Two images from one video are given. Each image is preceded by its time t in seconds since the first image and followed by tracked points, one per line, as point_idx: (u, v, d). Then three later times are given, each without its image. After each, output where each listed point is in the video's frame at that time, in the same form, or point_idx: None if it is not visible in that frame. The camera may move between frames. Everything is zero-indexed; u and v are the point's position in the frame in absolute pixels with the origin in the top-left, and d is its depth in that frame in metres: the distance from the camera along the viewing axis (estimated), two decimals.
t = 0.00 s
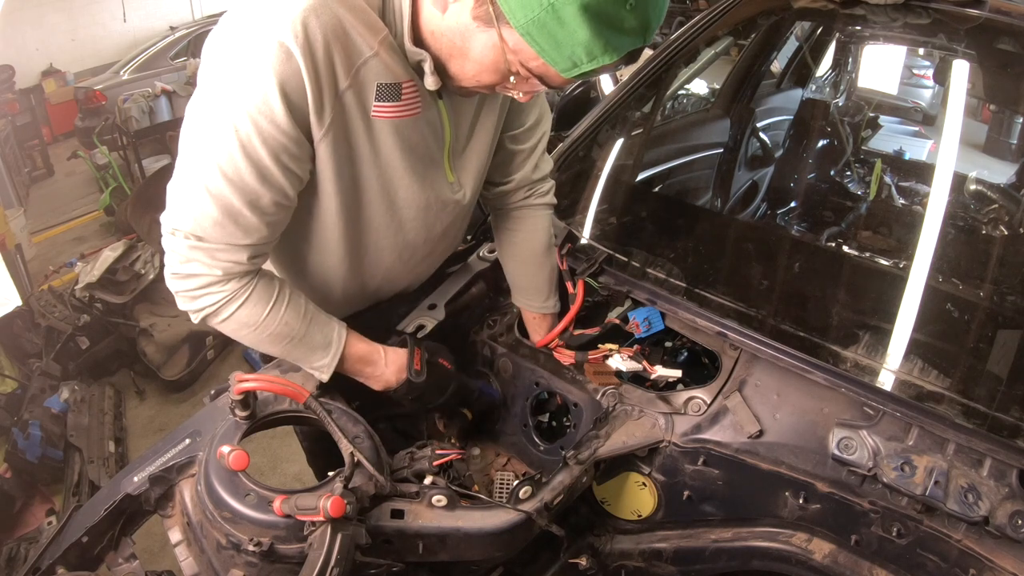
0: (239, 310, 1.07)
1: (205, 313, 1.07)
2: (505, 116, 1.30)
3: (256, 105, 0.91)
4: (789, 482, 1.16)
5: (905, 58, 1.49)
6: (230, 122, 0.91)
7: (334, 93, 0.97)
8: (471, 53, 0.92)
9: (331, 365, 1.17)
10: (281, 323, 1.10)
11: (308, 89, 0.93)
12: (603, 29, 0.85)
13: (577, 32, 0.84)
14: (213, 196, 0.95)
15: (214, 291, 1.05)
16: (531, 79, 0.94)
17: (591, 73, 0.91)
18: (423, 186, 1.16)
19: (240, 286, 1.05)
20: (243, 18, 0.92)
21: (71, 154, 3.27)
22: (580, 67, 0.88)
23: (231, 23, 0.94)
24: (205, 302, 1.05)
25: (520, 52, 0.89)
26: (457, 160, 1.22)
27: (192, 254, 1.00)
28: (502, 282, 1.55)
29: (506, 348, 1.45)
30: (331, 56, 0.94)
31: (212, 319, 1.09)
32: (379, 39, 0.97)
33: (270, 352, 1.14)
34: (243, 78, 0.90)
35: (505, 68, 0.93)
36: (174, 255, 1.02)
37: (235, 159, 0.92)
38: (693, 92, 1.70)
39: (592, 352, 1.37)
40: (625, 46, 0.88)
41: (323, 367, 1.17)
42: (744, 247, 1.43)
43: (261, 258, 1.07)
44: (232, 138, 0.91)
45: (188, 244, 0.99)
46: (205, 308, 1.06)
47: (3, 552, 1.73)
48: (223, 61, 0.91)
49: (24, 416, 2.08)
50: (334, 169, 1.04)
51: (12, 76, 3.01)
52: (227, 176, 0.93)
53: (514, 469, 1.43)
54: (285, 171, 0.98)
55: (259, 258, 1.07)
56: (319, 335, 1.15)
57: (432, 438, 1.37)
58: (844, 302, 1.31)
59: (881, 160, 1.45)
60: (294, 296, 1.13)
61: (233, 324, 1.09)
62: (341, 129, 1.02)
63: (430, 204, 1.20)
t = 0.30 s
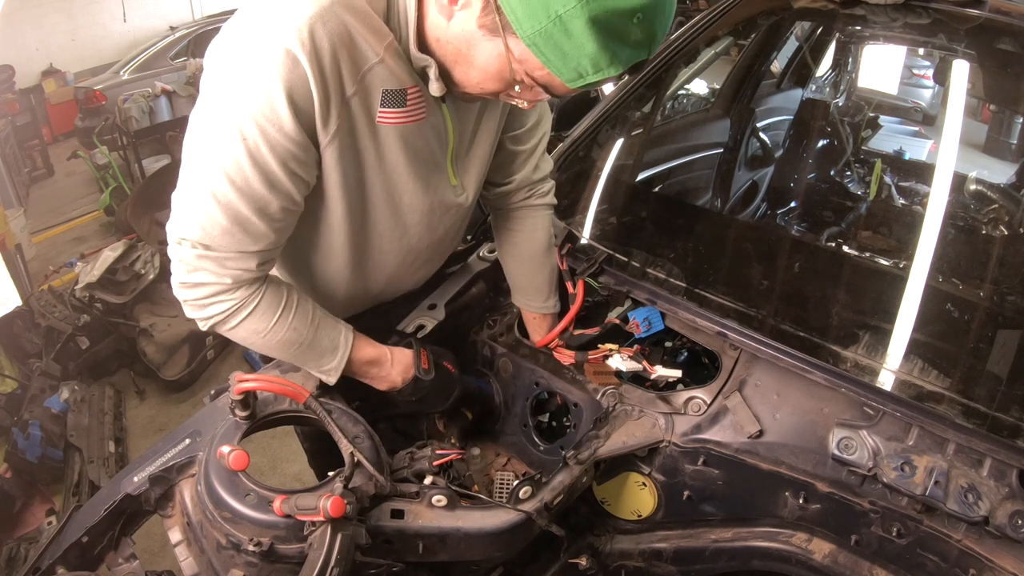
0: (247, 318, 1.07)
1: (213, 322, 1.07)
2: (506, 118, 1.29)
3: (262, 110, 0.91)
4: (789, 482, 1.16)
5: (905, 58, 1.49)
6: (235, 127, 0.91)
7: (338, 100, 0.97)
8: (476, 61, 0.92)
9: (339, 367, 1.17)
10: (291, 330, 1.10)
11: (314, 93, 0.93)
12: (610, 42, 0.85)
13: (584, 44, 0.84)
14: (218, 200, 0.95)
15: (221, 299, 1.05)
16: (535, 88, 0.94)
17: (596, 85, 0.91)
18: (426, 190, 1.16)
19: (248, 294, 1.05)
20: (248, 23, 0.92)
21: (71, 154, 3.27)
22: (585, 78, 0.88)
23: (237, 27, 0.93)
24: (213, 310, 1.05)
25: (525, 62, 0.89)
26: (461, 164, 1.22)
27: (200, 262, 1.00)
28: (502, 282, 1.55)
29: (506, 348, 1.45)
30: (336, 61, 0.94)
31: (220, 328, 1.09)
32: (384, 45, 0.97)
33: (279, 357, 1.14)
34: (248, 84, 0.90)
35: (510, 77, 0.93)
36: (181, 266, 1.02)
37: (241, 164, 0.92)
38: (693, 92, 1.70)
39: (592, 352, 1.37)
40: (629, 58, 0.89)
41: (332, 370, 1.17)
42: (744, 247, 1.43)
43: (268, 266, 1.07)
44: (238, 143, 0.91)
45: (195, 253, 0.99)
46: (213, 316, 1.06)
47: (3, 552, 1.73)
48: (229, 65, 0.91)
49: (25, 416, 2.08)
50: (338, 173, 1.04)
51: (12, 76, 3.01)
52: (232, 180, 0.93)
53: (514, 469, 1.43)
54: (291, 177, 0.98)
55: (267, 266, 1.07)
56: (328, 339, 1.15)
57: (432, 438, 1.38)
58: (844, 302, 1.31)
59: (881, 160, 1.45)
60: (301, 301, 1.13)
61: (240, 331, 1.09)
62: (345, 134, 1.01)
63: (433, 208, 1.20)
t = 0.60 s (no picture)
0: (252, 324, 1.07)
1: (218, 330, 1.08)
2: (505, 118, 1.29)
3: (262, 109, 0.91)
4: (789, 482, 1.16)
5: (905, 58, 1.49)
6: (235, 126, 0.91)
7: (338, 99, 0.97)
8: (474, 64, 0.92)
9: (348, 372, 1.17)
10: (297, 335, 1.10)
11: (314, 92, 0.93)
12: (607, 49, 0.85)
13: (582, 50, 0.84)
14: (220, 200, 0.94)
15: (227, 306, 1.05)
16: (533, 92, 0.94)
17: (593, 90, 0.91)
18: (426, 191, 1.16)
19: (253, 300, 1.05)
20: (247, 21, 0.92)
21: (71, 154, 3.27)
22: (582, 83, 0.88)
23: (237, 26, 0.93)
24: (218, 317, 1.06)
25: (523, 66, 0.89)
26: (462, 165, 1.22)
27: (204, 269, 1.00)
28: (502, 282, 1.55)
29: (506, 348, 1.45)
30: (336, 61, 0.94)
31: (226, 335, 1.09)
32: (384, 45, 0.97)
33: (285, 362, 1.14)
34: (249, 84, 0.90)
35: (508, 81, 0.93)
36: (185, 272, 1.02)
37: (242, 164, 0.92)
38: (693, 92, 1.70)
39: (592, 352, 1.37)
40: (627, 65, 0.88)
41: (341, 375, 1.17)
42: (744, 247, 1.43)
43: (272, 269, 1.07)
44: (239, 142, 0.91)
45: (200, 260, 1.00)
46: (218, 324, 1.06)
47: (3, 552, 1.73)
48: (228, 64, 0.91)
49: (25, 416, 2.08)
50: (338, 173, 1.04)
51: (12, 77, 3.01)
52: (233, 180, 0.93)
53: (514, 469, 1.43)
54: (291, 177, 0.97)
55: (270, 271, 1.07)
56: (335, 344, 1.15)
57: (432, 438, 1.38)
58: (844, 302, 1.31)
59: (881, 160, 1.45)
60: (308, 304, 1.13)
61: (247, 338, 1.09)
62: (345, 134, 1.01)
63: (434, 209, 1.20)
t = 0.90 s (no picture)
0: (270, 333, 1.05)
1: (234, 342, 1.05)
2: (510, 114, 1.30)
3: (279, 94, 0.90)
4: (789, 482, 1.16)
5: (905, 58, 1.49)
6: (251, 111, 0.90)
7: (353, 90, 0.97)
8: (481, 60, 0.92)
9: (362, 375, 1.17)
10: (317, 340, 1.09)
11: (332, 81, 0.93)
12: (613, 46, 0.85)
13: (587, 47, 0.84)
14: (235, 181, 0.92)
15: (245, 315, 1.02)
16: (538, 90, 0.94)
17: (598, 88, 0.91)
18: (434, 186, 1.16)
19: (273, 306, 1.04)
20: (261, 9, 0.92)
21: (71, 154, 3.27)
22: (587, 81, 0.88)
23: (250, 16, 0.93)
24: (234, 328, 1.03)
25: (529, 62, 0.88)
26: (468, 161, 1.22)
27: (223, 275, 0.98)
28: (502, 282, 1.55)
29: (506, 348, 1.45)
30: (352, 52, 0.94)
31: (242, 346, 1.06)
32: (400, 38, 0.98)
33: (301, 372, 1.13)
34: (266, 68, 0.89)
35: (513, 78, 0.93)
36: (199, 280, 0.99)
37: (259, 149, 0.91)
38: (694, 92, 1.70)
39: (592, 352, 1.37)
40: (631, 63, 0.88)
41: (355, 380, 1.17)
42: (744, 246, 1.43)
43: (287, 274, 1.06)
44: (254, 123, 0.90)
45: (219, 264, 0.97)
46: (233, 335, 1.04)
47: (3, 552, 1.73)
48: (242, 51, 0.91)
49: (25, 416, 2.08)
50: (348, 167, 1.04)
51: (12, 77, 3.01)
52: (249, 161, 0.92)
53: (514, 469, 1.42)
54: (306, 168, 0.97)
55: (286, 275, 1.06)
56: (350, 348, 1.15)
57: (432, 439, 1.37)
58: (844, 302, 1.31)
59: (881, 160, 1.45)
60: (318, 308, 1.12)
61: (264, 347, 1.06)
62: (357, 127, 1.02)
63: (440, 204, 1.20)
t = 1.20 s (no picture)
0: (284, 336, 1.05)
1: (246, 347, 1.04)
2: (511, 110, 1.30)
3: (288, 88, 0.90)
4: (789, 482, 1.16)
5: (905, 58, 1.49)
6: (260, 102, 0.89)
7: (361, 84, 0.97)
8: (483, 52, 0.93)
9: (371, 377, 1.17)
10: (329, 343, 1.09)
11: (340, 75, 0.93)
12: (613, 34, 0.85)
13: (588, 35, 0.84)
14: (245, 171, 0.91)
15: (260, 318, 1.01)
16: (540, 80, 0.94)
17: (598, 77, 0.91)
18: (437, 181, 1.16)
19: (287, 308, 1.03)
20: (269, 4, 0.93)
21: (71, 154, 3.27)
22: (588, 69, 0.88)
23: (259, 14, 0.93)
24: (247, 332, 1.01)
25: (531, 53, 0.89)
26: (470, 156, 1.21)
27: (237, 276, 0.96)
28: (502, 282, 1.55)
29: (506, 348, 1.45)
30: (359, 47, 0.94)
31: (255, 351, 1.05)
32: (405, 34, 0.98)
33: (309, 377, 1.12)
34: (275, 60, 0.89)
35: (515, 69, 0.93)
36: (211, 284, 0.97)
37: (267, 139, 0.90)
38: (694, 92, 1.70)
39: (592, 352, 1.37)
40: (631, 52, 0.89)
41: (363, 383, 1.16)
42: (744, 247, 1.43)
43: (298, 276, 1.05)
44: (264, 116, 0.89)
45: (233, 265, 0.95)
46: (246, 340, 1.02)
47: (3, 552, 1.73)
48: (252, 47, 0.91)
49: (25, 416, 2.08)
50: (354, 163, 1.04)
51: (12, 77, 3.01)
52: (257, 151, 0.91)
53: (514, 469, 1.41)
54: (313, 160, 0.96)
55: (297, 277, 1.05)
56: (359, 349, 1.15)
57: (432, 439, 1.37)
58: (844, 302, 1.31)
59: (881, 160, 1.45)
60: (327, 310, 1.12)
61: (276, 351, 1.05)
62: (364, 122, 1.01)
63: (443, 199, 1.20)
